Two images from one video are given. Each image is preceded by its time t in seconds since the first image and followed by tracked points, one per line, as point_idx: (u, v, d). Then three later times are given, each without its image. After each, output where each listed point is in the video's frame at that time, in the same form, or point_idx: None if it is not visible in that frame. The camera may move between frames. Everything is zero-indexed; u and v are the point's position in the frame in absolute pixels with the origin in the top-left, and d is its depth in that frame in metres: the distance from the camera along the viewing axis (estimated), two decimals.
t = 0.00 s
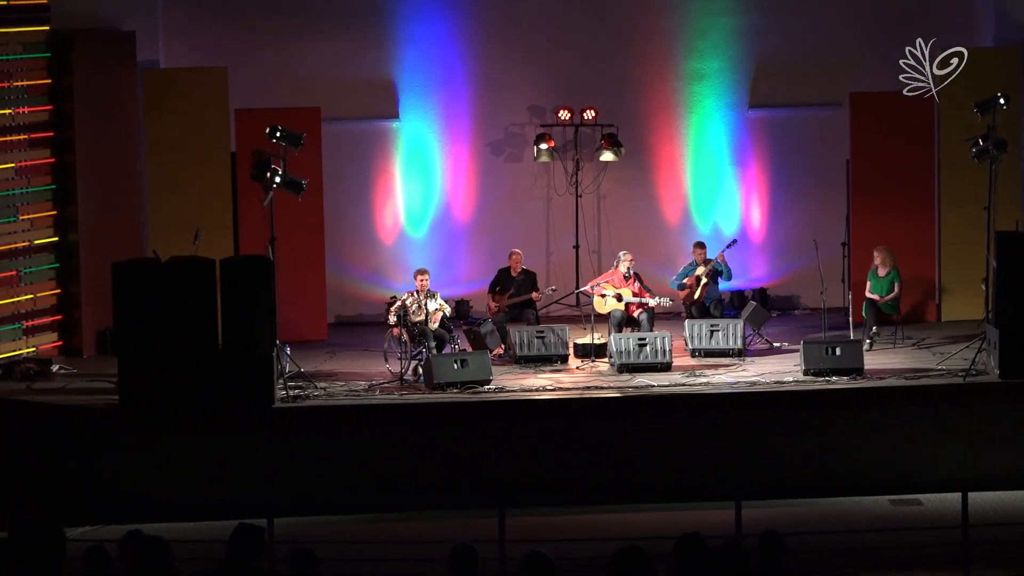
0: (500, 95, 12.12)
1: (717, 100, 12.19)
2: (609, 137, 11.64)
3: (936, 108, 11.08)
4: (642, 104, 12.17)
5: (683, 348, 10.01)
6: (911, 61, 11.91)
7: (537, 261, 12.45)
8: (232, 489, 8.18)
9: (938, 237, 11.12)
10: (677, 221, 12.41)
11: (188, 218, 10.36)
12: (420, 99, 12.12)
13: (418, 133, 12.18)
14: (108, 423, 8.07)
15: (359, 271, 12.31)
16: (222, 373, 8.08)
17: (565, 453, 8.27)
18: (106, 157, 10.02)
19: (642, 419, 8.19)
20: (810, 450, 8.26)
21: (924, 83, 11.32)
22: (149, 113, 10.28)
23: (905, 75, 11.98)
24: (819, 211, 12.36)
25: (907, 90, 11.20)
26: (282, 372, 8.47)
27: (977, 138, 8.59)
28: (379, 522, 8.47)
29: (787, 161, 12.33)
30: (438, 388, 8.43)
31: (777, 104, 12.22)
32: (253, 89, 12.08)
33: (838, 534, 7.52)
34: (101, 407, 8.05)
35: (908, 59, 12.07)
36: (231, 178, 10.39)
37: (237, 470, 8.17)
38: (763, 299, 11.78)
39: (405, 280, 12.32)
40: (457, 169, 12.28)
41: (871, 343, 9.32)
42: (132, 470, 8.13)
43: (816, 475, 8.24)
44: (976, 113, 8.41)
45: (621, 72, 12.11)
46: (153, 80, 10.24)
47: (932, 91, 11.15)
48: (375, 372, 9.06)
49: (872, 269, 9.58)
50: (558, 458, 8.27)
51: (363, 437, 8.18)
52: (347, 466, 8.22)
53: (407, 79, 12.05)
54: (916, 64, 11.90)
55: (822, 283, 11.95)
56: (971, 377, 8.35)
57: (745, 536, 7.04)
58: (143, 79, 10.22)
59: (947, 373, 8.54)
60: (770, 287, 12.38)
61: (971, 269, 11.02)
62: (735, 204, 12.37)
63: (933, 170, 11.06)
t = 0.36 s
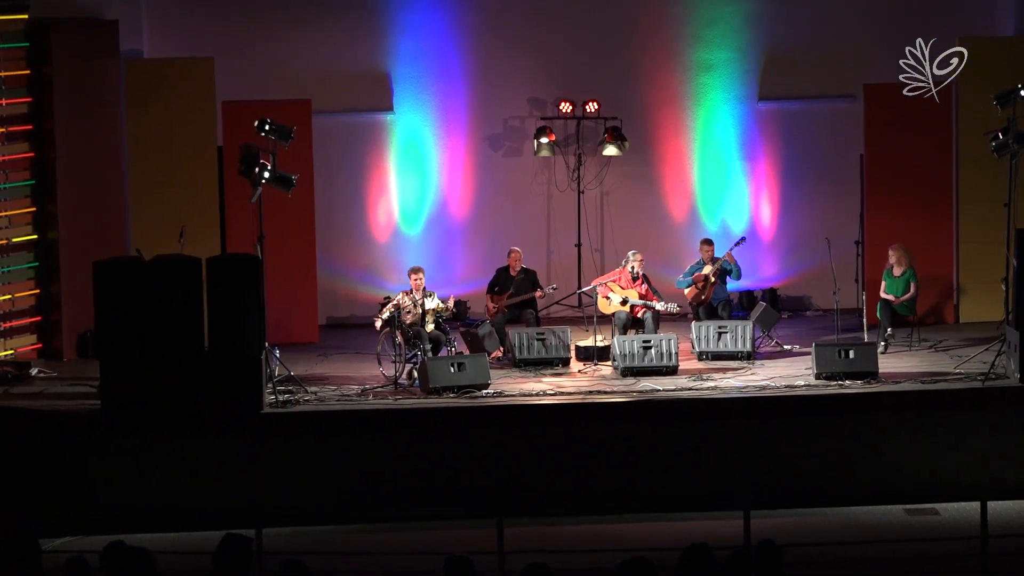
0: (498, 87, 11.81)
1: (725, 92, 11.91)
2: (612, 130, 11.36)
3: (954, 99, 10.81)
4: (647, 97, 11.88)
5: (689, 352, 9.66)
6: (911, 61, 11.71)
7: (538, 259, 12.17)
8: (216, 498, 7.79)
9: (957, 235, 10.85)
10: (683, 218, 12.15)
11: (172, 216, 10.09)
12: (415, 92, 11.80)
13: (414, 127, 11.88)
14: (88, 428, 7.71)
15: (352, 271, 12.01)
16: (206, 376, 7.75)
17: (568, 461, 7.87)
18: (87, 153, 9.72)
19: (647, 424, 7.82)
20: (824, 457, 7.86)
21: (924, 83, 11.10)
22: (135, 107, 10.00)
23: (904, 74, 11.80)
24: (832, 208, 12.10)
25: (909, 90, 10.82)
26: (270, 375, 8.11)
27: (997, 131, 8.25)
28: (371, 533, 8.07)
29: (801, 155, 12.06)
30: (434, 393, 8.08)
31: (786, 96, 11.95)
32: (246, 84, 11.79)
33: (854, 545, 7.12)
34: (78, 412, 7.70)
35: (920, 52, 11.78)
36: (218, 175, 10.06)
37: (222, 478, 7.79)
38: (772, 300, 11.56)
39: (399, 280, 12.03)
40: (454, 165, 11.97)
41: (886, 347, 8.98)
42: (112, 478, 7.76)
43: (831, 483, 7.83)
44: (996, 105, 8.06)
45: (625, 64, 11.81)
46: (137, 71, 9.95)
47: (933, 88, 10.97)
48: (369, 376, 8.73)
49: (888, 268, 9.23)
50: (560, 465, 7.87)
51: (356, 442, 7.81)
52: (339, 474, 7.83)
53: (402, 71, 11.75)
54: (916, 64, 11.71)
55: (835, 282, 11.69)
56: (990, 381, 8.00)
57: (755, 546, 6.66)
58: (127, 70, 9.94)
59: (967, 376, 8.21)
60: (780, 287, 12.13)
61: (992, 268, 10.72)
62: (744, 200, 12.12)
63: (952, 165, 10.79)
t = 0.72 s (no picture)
0: (489, 79, 11.52)
1: (725, 84, 11.60)
2: (608, 123, 11.03)
3: (964, 98, 10.48)
4: (645, 91, 11.59)
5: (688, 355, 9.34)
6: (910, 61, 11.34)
7: (530, 258, 11.87)
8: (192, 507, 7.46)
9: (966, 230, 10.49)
10: (682, 214, 11.84)
11: (146, 213, 9.78)
12: (402, 84, 11.51)
13: (401, 120, 11.58)
14: (59, 433, 7.35)
15: (336, 271, 11.71)
16: (182, 379, 7.40)
17: (561, 469, 7.54)
18: (62, 146, 9.48)
19: (643, 430, 7.50)
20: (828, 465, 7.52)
21: (924, 83, 10.65)
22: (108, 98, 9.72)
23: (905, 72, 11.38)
24: (840, 205, 11.81)
25: (908, 91, 10.48)
26: (251, 380, 7.80)
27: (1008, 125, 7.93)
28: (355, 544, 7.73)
29: (807, 151, 11.76)
30: (422, 398, 7.75)
31: (789, 89, 11.64)
32: (234, 78, 11.47)
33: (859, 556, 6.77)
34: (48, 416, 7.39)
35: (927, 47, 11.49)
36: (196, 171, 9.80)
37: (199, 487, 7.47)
38: (777, 301, 11.27)
39: (385, 280, 11.73)
40: (443, 160, 11.67)
41: (894, 350, 8.65)
42: (83, 486, 7.45)
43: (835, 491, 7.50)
44: (1010, 99, 7.72)
45: (623, 57, 11.52)
46: (110, 62, 9.66)
47: (933, 89, 10.58)
48: (354, 381, 8.39)
49: (896, 267, 8.91)
50: (552, 473, 7.53)
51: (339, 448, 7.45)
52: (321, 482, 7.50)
53: (390, 62, 11.45)
54: (916, 64, 11.33)
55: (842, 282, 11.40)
56: (1001, 387, 7.64)
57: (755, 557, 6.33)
58: (100, 61, 9.66)
59: (978, 381, 7.84)
60: (783, 287, 11.82)
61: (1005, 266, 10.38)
62: (746, 196, 11.80)
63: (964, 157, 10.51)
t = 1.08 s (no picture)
0: (483, 70, 11.21)
1: (727, 75, 11.28)
2: (607, 117, 10.69)
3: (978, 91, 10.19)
4: (646, 84, 11.28)
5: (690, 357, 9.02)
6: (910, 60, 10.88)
7: (526, 258, 11.56)
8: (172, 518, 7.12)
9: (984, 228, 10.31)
10: (684, 210, 11.52)
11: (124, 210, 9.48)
12: (393, 75, 11.19)
13: (390, 114, 11.25)
14: (31, 442, 7.01)
15: (323, 270, 11.39)
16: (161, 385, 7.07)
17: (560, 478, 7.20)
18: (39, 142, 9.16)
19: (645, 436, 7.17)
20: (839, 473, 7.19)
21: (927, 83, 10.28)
22: (90, 91, 9.41)
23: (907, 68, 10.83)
24: (849, 201, 11.49)
25: (908, 91, 10.14)
26: (235, 385, 7.50)
27: None
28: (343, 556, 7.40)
29: (813, 145, 11.43)
30: (413, 404, 7.47)
31: (796, 80, 11.32)
32: (222, 72, 11.16)
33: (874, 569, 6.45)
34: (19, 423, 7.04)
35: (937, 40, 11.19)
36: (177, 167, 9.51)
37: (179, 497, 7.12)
38: (783, 301, 11.01)
39: (373, 280, 11.42)
40: (434, 155, 11.35)
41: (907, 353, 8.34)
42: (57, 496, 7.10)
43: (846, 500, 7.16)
44: None
45: (623, 49, 11.21)
46: (86, 54, 9.36)
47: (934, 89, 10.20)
48: (343, 386, 8.10)
49: (908, 266, 8.59)
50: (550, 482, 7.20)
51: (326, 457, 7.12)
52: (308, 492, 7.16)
53: (379, 52, 11.12)
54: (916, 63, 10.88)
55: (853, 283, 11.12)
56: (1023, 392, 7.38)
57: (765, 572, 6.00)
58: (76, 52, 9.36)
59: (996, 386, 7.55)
60: (790, 287, 11.51)
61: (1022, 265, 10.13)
62: (751, 192, 11.48)
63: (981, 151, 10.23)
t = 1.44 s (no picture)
0: (479, 61, 10.90)
1: (734, 64, 10.96)
2: (609, 110, 10.38)
3: (997, 85, 9.91)
4: (650, 77, 10.96)
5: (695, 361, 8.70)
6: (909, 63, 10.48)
7: (523, 257, 11.25)
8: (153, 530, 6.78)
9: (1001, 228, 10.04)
10: (689, 206, 11.20)
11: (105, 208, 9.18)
12: (385, 65, 10.87)
13: (382, 105, 10.95)
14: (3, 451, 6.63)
15: (313, 269, 11.07)
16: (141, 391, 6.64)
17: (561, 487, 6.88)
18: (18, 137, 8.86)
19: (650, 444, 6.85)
20: (853, 483, 6.86)
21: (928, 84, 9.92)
22: (73, 84, 9.10)
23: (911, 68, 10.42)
24: (861, 198, 11.18)
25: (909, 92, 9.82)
26: (219, 389, 7.15)
27: None
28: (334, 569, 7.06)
29: (822, 140, 11.12)
30: (405, 409, 7.09)
31: (807, 70, 10.99)
32: (213, 66, 10.84)
33: None
34: None
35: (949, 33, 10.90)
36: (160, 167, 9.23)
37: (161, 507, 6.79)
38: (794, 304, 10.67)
39: (365, 280, 11.11)
40: (428, 149, 11.04)
41: (922, 356, 8.02)
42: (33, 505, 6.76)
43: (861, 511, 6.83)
44: None
45: (627, 42, 10.90)
46: (64, 47, 9.06)
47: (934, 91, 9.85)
48: (332, 391, 7.75)
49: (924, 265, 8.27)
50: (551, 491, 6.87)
51: (317, 465, 6.79)
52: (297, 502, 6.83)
53: (370, 41, 10.81)
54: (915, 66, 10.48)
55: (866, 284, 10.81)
56: None
57: None
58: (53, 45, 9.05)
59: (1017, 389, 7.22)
60: (799, 287, 11.20)
61: None
62: (758, 187, 11.17)
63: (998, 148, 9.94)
